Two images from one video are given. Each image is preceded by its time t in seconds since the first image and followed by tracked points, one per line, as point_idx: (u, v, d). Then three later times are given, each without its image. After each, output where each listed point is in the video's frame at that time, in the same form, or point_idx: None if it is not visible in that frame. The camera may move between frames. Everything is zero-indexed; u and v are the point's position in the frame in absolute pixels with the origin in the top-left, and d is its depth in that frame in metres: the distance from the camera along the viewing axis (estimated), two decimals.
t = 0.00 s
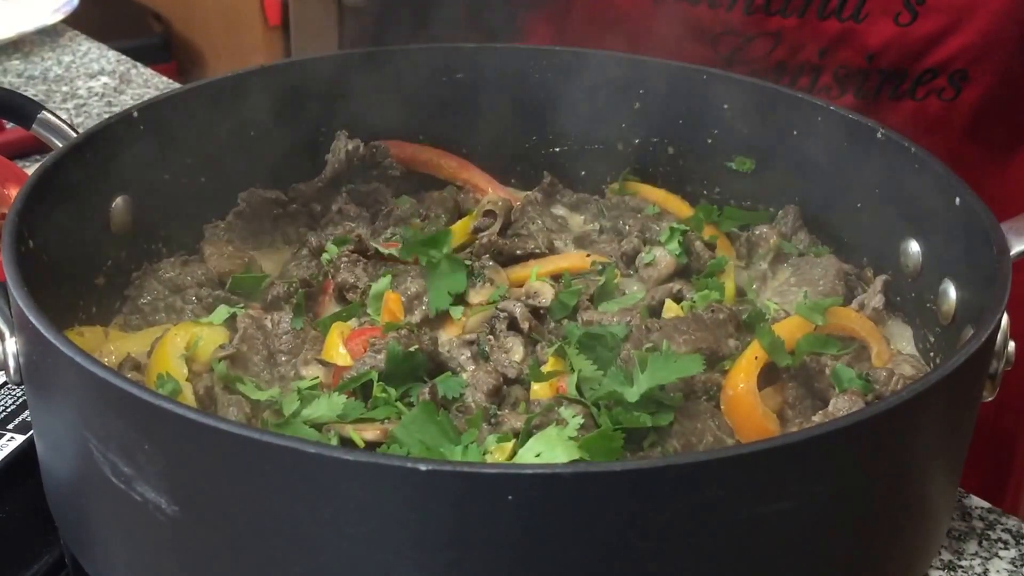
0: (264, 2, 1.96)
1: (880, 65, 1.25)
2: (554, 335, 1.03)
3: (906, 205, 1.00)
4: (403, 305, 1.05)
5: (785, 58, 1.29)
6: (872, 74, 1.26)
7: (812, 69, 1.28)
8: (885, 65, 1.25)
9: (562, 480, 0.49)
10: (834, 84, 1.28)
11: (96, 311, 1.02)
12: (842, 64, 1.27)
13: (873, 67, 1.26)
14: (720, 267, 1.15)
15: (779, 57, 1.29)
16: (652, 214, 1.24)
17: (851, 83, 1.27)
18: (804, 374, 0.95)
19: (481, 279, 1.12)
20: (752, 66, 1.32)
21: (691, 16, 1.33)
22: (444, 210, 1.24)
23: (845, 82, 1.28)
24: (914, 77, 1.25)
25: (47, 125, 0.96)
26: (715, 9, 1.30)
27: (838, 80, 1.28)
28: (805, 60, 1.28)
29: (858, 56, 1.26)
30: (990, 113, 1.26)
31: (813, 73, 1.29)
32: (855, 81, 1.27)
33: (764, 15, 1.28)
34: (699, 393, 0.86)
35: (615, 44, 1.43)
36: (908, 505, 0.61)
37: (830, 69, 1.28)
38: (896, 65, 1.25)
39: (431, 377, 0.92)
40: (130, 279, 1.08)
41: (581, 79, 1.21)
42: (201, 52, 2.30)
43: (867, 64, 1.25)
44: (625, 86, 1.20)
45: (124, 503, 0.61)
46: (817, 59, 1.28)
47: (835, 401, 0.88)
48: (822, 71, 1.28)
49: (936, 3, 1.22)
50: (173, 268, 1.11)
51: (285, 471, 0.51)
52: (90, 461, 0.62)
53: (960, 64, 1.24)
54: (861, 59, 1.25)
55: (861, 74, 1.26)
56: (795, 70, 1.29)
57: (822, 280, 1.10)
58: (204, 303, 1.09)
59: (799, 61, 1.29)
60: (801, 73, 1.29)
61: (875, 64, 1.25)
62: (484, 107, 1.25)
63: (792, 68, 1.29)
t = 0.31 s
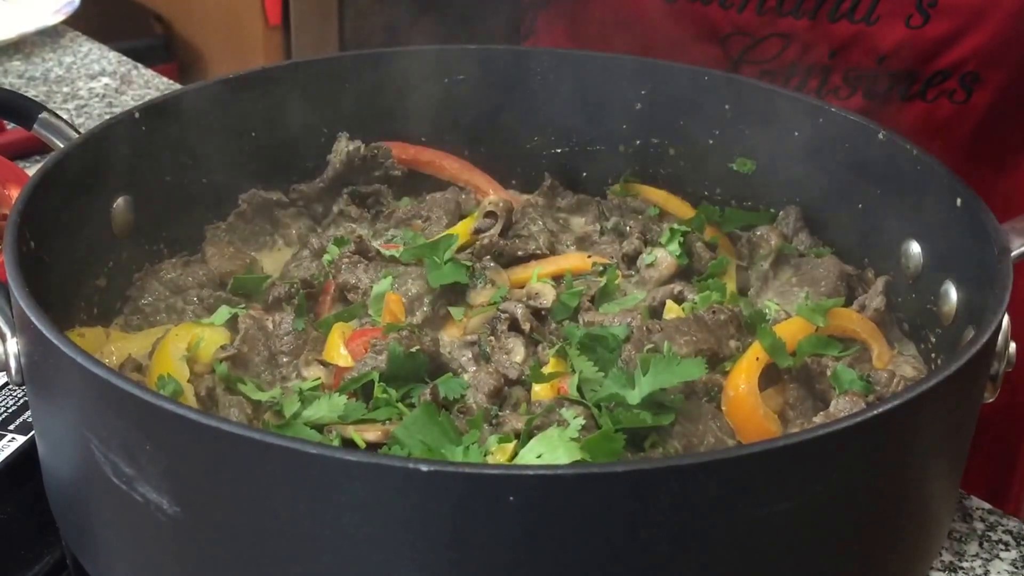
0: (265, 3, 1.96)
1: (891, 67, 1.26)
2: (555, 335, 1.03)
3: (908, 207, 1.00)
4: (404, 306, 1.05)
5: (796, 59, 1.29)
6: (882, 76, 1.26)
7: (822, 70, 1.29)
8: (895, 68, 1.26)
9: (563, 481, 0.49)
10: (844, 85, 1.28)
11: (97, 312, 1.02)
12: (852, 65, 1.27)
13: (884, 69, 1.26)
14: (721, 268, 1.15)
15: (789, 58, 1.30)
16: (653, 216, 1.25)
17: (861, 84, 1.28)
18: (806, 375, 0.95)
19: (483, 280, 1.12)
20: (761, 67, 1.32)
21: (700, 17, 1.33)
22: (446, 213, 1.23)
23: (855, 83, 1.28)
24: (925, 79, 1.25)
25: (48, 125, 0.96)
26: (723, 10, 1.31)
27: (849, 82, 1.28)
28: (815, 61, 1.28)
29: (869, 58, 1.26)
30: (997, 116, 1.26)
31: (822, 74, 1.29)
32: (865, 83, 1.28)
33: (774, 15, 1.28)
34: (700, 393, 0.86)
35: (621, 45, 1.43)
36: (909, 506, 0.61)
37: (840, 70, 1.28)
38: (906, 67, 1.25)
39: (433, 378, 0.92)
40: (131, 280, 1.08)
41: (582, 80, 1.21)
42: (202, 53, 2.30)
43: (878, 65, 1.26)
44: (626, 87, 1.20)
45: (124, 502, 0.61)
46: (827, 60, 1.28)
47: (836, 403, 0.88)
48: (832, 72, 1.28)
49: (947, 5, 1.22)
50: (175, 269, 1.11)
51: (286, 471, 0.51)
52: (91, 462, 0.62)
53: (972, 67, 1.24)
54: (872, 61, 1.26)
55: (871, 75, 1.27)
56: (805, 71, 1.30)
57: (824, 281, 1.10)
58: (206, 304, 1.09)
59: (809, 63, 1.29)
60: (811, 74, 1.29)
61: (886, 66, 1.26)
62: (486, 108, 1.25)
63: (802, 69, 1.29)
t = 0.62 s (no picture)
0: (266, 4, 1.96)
1: (899, 74, 1.26)
2: (557, 337, 1.03)
3: (909, 208, 0.99)
4: (405, 307, 1.05)
5: (803, 66, 1.30)
6: (889, 83, 1.27)
7: (828, 77, 1.29)
8: (903, 75, 1.26)
9: (565, 482, 0.49)
10: (851, 91, 1.29)
11: (99, 312, 1.02)
12: (859, 72, 1.27)
13: (892, 76, 1.26)
14: (722, 269, 1.15)
15: (796, 65, 1.30)
16: (654, 218, 1.24)
17: (869, 91, 1.28)
18: (807, 376, 0.95)
19: (484, 281, 1.12)
20: (768, 73, 1.32)
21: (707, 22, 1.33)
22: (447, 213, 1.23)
23: (862, 90, 1.28)
24: (933, 86, 1.26)
25: (50, 126, 0.96)
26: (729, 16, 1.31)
27: (856, 88, 1.28)
28: (822, 67, 1.29)
29: (876, 65, 1.26)
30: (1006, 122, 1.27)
31: (829, 81, 1.29)
32: (873, 90, 1.28)
33: (780, 24, 1.28)
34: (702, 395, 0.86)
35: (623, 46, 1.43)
36: (911, 508, 0.61)
37: (847, 77, 1.28)
38: (914, 74, 1.26)
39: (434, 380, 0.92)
40: (133, 281, 1.08)
41: (584, 81, 1.21)
42: (203, 54, 2.30)
43: (885, 72, 1.26)
44: (628, 88, 1.20)
45: (126, 503, 0.61)
46: (835, 67, 1.28)
47: (836, 404, 0.88)
48: (839, 79, 1.28)
49: (956, 12, 1.23)
50: (176, 270, 1.11)
51: (287, 472, 0.51)
52: (93, 463, 0.62)
53: (980, 74, 1.25)
54: (880, 68, 1.26)
55: (878, 82, 1.27)
56: (811, 78, 1.30)
57: (825, 283, 1.10)
58: (207, 305, 1.09)
59: (815, 69, 1.29)
60: (817, 80, 1.30)
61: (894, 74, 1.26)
62: (487, 109, 1.25)
63: (809, 75, 1.30)
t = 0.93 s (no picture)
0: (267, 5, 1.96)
1: (897, 80, 1.27)
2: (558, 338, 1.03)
3: (911, 209, 0.99)
4: (407, 309, 1.05)
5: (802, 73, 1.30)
6: (888, 90, 1.27)
7: (828, 84, 1.29)
8: (902, 81, 1.26)
9: (567, 485, 0.49)
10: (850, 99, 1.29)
11: (100, 314, 1.02)
12: (858, 79, 1.28)
13: (891, 83, 1.27)
14: (724, 271, 1.14)
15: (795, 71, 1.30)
16: (655, 219, 1.24)
17: (867, 98, 1.29)
18: (809, 379, 0.95)
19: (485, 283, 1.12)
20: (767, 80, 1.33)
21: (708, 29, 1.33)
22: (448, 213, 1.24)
23: (861, 97, 1.29)
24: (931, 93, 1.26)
25: (51, 128, 0.96)
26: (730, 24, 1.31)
27: (855, 95, 1.29)
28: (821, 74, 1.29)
29: (875, 71, 1.27)
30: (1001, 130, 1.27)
31: (829, 87, 1.30)
32: (872, 96, 1.29)
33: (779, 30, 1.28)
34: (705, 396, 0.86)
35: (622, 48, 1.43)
36: (913, 511, 0.61)
37: (847, 84, 1.29)
38: (912, 81, 1.26)
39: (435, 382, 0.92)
40: (133, 282, 1.08)
41: (585, 82, 1.21)
42: (204, 55, 2.30)
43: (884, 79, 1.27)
44: (629, 89, 1.20)
45: (127, 505, 0.61)
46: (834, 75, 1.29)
47: (839, 406, 0.88)
48: (838, 86, 1.29)
49: (955, 19, 1.23)
50: (177, 271, 1.11)
51: (289, 474, 0.51)
52: (95, 465, 0.62)
53: (978, 82, 1.25)
54: (878, 74, 1.27)
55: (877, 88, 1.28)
56: (810, 85, 1.30)
57: (827, 285, 1.10)
58: (208, 306, 1.08)
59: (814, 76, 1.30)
60: (816, 87, 1.30)
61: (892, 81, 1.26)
62: (488, 111, 1.25)
63: (808, 82, 1.30)
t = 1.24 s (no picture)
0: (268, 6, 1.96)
1: (901, 84, 1.27)
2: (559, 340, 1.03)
3: (913, 211, 0.99)
4: (408, 311, 1.04)
5: (805, 77, 1.30)
6: (891, 93, 1.28)
7: (831, 88, 1.29)
8: (905, 85, 1.26)
9: (570, 488, 0.49)
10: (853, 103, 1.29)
11: (102, 315, 1.02)
12: (862, 83, 1.28)
13: (893, 87, 1.27)
14: (725, 272, 1.14)
15: (799, 76, 1.30)
16: (656, 221, 1.24)
17: (871, 102, 1.29)
18: (811, 381, 0.94)
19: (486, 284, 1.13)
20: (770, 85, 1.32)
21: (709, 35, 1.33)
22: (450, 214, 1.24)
23: (864, 101, 1.29)
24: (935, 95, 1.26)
25: (52, 129, 0.96)
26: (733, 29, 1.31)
27: (858, 99, 1.29)
28: (825, 79, 1.29)
29: (878, 75, 1.27)
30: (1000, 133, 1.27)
31: (832, 92, 1.29)
32: (875, 101, 1.29)
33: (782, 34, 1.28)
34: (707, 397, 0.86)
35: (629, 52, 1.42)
36: (916, 514, 0.61)
37: (850, 88, 1.28)
38: (916, 84, 1.26)
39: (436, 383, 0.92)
40: (134, 284, 1.08)
41: (587, 84, 1.21)
42: (205, 55, 2.29)
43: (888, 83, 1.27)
44: (631, 91, 1.20)
45: (129, 506, 0.61)
46: (837, 78, 1.28)
47: (842, 408, 0.88)
48: (841, 90, 1.29)
49: (959, 21, 1.22)
50: (178, 273, 1.11)
51: (291, 477, 0.51)
52: (97, 467, 0.62)
53: (981, 84, 1.25)
54: (882, 78, 1.27)
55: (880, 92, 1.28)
56: (813, 89, 1.30)
57: (827, 287, 1.10)
58: (209, 308, 1.09)
59: (819, 81, 1.29)
60: (820, 91, 1.30)
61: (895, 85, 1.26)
62: (490, 113, 1.25)
63: (812, 87, 1.30)
